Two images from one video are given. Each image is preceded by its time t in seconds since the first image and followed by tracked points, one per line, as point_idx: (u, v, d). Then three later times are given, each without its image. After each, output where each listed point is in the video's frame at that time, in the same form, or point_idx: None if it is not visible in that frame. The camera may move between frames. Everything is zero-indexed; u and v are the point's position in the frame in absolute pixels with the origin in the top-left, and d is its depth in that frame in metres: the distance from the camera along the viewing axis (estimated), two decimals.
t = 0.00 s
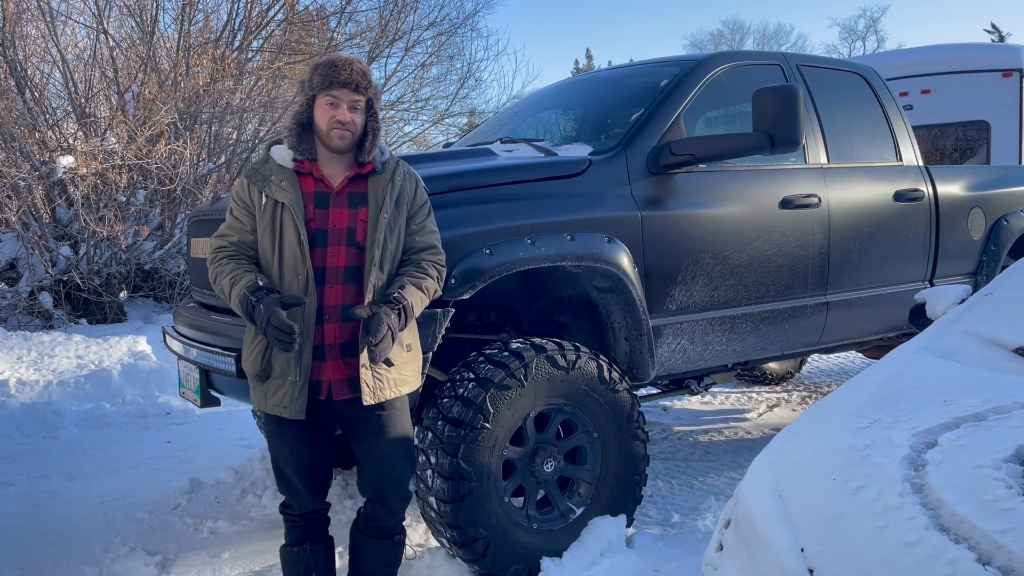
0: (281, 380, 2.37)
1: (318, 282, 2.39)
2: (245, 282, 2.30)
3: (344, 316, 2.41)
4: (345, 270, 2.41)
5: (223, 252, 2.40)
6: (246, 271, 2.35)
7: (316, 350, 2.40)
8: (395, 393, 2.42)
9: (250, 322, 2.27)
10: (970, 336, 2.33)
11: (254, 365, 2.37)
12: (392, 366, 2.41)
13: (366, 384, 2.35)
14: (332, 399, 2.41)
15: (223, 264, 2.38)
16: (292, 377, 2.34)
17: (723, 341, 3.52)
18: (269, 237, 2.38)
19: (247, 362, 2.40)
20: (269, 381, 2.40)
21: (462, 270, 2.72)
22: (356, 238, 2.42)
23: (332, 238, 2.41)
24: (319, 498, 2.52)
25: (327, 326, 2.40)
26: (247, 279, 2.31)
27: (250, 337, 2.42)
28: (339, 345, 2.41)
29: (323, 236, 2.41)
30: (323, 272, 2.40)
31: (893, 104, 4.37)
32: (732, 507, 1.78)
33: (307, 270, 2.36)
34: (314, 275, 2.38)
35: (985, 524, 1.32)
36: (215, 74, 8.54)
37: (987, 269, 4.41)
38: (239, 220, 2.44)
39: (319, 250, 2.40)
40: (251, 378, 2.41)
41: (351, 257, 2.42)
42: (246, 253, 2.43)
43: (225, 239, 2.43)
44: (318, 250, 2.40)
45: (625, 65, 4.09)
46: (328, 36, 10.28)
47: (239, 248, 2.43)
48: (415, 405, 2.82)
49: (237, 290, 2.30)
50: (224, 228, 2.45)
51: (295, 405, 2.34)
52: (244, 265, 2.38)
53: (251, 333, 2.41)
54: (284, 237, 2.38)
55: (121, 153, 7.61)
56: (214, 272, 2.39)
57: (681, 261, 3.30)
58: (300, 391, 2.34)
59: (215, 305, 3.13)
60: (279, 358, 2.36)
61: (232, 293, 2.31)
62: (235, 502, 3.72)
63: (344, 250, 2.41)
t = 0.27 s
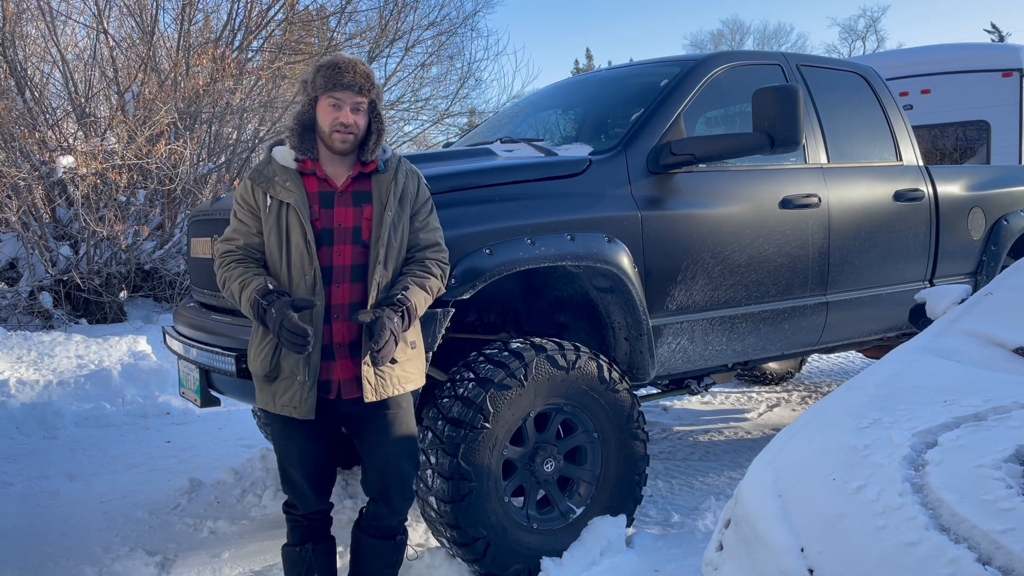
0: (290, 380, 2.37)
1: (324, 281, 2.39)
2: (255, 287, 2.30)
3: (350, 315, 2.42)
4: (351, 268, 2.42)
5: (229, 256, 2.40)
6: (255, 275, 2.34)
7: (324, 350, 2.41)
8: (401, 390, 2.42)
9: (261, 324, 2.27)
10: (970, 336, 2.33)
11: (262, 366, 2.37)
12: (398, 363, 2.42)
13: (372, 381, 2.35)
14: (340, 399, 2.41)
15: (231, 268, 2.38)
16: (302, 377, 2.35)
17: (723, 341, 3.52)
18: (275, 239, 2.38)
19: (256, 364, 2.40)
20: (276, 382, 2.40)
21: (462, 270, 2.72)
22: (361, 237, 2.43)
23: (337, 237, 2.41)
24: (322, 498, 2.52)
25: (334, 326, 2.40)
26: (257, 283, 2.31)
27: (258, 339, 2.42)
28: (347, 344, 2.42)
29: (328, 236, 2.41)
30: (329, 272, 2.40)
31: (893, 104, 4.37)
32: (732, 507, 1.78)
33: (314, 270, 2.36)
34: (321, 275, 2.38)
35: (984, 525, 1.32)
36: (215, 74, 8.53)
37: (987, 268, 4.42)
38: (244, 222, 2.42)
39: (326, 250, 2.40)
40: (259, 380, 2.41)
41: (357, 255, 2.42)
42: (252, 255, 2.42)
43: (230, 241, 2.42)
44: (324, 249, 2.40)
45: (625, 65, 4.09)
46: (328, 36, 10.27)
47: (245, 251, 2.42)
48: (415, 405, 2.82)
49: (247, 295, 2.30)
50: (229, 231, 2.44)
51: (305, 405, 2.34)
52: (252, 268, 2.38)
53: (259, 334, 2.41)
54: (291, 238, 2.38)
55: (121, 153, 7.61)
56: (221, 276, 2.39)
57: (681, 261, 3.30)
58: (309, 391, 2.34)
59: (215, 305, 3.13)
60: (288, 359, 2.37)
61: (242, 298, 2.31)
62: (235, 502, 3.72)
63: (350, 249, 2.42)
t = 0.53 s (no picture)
0: (290, 381, 2.37)
1: (326, 282, 2.39)
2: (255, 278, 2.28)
3: (351, 316, 2.42)
4: (352, 269, 2.42)
5: (228, 252, 2.39)
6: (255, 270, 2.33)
7: (324, 351, 2.41)
8: (403, 391, 2.42)
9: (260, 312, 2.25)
10: (970, 336, 2.33)
11: (262, 366, 2.37)
12: (400, 365, 2.41)
13: (374, 382, 2.35)
14: (341, 399, 2.42)
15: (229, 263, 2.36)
16: (302, 377, 2.35)
17: (723, 341, 3.52)
18: (275, 238, 2.38)
19: (254, 363, 2.40)
20: (276, 383, 2.39)
21: (462, 270, 2.72)
22: (362, 237, 2.43)
23: (338, 238, 2.40)
24: (323, 498, 2.52)
25: (335, 327, 2.40)
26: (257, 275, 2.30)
27: (257, 337, 2.41)
28: (347, 345, 2.42)
29: (329, 236, 2.41)
30: (330, 272, 2.40)
31: (893, 104, 4.37)
32: (732, 506, 1.78)
33: (315, 270, 2.36)
34: (321, 276, 2.38)
35: (985, 525, 1.32)
36: (215, 73, 8.53)
37: (986, 268, 4.42)
38: (244, 221, 2.42)
39: (326, 251, 2.40)
40: (258, 380, 2.40)
41: (358, 256, 2.42)
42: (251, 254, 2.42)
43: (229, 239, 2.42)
44: (324, 250, 2.40)
45: (625, 65, 4.09)
46: (328, 36, 10.27)
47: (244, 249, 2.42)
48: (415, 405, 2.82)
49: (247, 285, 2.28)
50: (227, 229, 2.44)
51: (305, 406, 2.34)
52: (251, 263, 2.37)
53: (259, 334, 2.40)
54: (291, 238, 2.38)
55: (121, 153, 7.61)
56: (219, 272, 2.38)
57: (681, 261, 3.30)
58: (310, 392, 2.34)
59: (215, 305, 3.13)
60: (287, 359, 2.36)
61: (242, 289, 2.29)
62: (235, 502, 3.72)
63: (351, 250, 2.41)
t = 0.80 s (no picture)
0: (285, 381, 2.36)
1: (324, 283, 2.39)
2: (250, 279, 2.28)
3: (349, 317, 2.42)
4: (350, 271, 2.41)
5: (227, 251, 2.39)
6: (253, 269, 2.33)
7: (322, 351, 2.40)
8: (402, 394, 2.42)
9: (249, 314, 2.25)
10: (970, 336, 2.33)
11: (258, 364, 2.37)
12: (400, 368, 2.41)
13: (372, 384, 2.35)
14: (338, 401, 2.42)
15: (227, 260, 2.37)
16: (297, 377, 2.35)
17: (723, 340, 3.52)
18: (274, 238, 2.38)
19: (251, 361, 2.40)
20: (272, 382, 2.40)
21: (462, 269, 2.72)
22: (361, 239, 2.43)
23: (337, 239, 2.41)
24: (322, 498, 2.52)
25: (332, 328, 2.40)
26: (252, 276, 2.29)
27: (254, 334, 2.42)
28: (345, 346, 2.41)
29: (328, 237, 2.41)
30: (328, 274, 2.40)
31: (893, 104, 4.37)
32: (732, 506, 1.78)
33: (312, 271, 2.36)
34: (319, 276, 2.38)
35: (985, 525, 1.32)
36: (215, 73, 8.53)
37: (986, 268, 4.42)
38: (244, 219, 2.42)
39: (325, 251, 2.40)
40: (254, 379, 2.41)
41: (357, 258, 2.42)
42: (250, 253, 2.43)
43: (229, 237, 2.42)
44: (323, 251, 2.40)
45: (625, 64, 4.09)
46: (328, 36, 10.26)
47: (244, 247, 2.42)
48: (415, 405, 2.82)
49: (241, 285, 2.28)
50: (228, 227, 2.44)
51: (299, 406, 2.34)
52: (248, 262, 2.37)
53: (256, 332, 2.41)
54: (290, 237, 2.38)
55: (121, 153, 7.61)
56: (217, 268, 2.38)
57: (681, 261, 3.30)
58: (304, 392, 2.34)
59: (215, 305, 3.13)
60: (283, 359, 2.36)
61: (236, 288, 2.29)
62: (235, 502, 3.72)
63: (350, 252, 2.41)
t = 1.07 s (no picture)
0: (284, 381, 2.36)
1: (323, 284, 2.40)
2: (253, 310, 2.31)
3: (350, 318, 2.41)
4: (350, 271, 2.41)
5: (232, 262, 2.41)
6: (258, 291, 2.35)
7: (322, 351, 2.40)
8: (402, 391, 2.42)
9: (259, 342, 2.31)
10: (970, 336, 2.33)
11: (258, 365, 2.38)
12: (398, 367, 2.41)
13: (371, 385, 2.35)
14: (340, 400, 2.42)
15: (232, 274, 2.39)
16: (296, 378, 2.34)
17: (723, 341, 3.52)
18: (274, 239, 2.39)
19: (252, 362, 2.41)
20: (271, 381, 2.39)
21: (462, 269, 2.72)
22: (359, 239, 2.42)
23: (335, 240, 2.41)
24: (323, 498, 2.52)
25: (334, 328, 2.40)
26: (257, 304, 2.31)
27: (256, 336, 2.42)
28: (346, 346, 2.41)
29: (327, 238, 2.41)
30: (328, 274, 2.41)
31: (893, 104, 4.37)
32: (732, 506, 1.78)
33: (311, 271, 2.36)
34: (318, 277, 2.39)
35: (985, 524, 1.32)
36: (216, 73, 8.53)
37: (986, 268, 4.42)
38: (245, 223, 2.44)
39: (325, 252, 2.41)
40: (255, 379, 2.41)
41: (355, 258, 2.42)
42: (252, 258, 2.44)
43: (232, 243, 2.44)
44: (322, 252, 2.41)
45: (625, 64, 4.09)
46: (328, 36, 10.26)
47: (245, 251, 2.44)
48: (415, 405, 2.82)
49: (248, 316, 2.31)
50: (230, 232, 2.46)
51: (298, 406, 2.33)
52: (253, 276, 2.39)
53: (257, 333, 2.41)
54: (289, 237, 2.39)
55: (121, 153, 7.61)
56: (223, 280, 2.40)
57: (681, 261, 3.30)
58: (302, 392, 2.33)
59: (216, 305, 3.13)
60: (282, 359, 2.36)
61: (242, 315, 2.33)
62: (235, 502, 3.72)
63: (348, 252, 2.41)
